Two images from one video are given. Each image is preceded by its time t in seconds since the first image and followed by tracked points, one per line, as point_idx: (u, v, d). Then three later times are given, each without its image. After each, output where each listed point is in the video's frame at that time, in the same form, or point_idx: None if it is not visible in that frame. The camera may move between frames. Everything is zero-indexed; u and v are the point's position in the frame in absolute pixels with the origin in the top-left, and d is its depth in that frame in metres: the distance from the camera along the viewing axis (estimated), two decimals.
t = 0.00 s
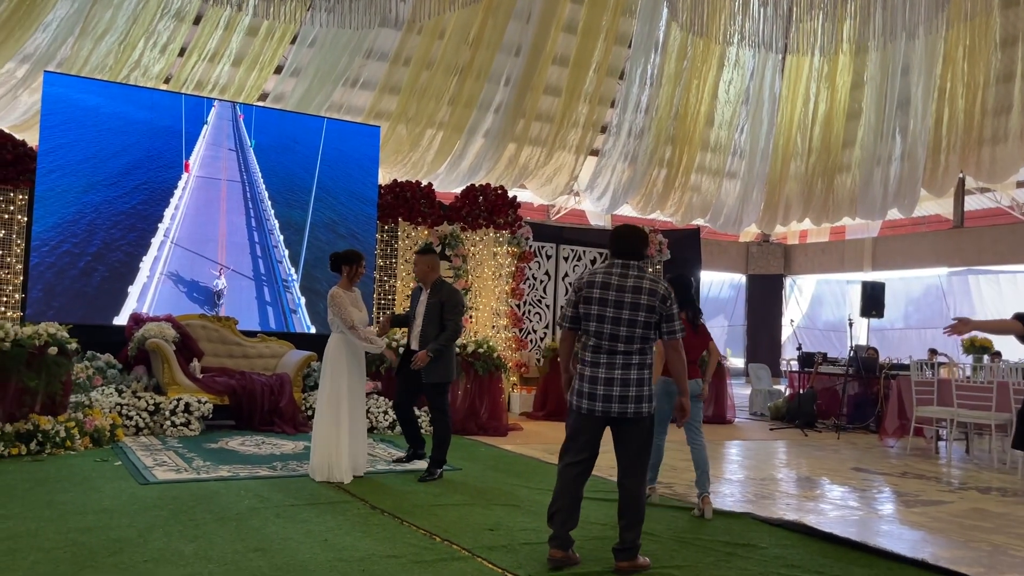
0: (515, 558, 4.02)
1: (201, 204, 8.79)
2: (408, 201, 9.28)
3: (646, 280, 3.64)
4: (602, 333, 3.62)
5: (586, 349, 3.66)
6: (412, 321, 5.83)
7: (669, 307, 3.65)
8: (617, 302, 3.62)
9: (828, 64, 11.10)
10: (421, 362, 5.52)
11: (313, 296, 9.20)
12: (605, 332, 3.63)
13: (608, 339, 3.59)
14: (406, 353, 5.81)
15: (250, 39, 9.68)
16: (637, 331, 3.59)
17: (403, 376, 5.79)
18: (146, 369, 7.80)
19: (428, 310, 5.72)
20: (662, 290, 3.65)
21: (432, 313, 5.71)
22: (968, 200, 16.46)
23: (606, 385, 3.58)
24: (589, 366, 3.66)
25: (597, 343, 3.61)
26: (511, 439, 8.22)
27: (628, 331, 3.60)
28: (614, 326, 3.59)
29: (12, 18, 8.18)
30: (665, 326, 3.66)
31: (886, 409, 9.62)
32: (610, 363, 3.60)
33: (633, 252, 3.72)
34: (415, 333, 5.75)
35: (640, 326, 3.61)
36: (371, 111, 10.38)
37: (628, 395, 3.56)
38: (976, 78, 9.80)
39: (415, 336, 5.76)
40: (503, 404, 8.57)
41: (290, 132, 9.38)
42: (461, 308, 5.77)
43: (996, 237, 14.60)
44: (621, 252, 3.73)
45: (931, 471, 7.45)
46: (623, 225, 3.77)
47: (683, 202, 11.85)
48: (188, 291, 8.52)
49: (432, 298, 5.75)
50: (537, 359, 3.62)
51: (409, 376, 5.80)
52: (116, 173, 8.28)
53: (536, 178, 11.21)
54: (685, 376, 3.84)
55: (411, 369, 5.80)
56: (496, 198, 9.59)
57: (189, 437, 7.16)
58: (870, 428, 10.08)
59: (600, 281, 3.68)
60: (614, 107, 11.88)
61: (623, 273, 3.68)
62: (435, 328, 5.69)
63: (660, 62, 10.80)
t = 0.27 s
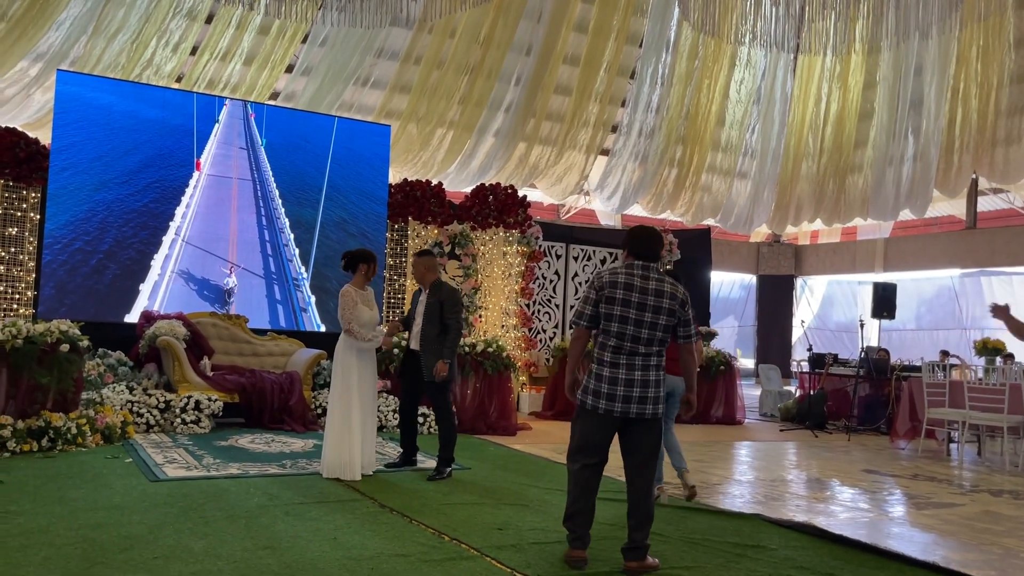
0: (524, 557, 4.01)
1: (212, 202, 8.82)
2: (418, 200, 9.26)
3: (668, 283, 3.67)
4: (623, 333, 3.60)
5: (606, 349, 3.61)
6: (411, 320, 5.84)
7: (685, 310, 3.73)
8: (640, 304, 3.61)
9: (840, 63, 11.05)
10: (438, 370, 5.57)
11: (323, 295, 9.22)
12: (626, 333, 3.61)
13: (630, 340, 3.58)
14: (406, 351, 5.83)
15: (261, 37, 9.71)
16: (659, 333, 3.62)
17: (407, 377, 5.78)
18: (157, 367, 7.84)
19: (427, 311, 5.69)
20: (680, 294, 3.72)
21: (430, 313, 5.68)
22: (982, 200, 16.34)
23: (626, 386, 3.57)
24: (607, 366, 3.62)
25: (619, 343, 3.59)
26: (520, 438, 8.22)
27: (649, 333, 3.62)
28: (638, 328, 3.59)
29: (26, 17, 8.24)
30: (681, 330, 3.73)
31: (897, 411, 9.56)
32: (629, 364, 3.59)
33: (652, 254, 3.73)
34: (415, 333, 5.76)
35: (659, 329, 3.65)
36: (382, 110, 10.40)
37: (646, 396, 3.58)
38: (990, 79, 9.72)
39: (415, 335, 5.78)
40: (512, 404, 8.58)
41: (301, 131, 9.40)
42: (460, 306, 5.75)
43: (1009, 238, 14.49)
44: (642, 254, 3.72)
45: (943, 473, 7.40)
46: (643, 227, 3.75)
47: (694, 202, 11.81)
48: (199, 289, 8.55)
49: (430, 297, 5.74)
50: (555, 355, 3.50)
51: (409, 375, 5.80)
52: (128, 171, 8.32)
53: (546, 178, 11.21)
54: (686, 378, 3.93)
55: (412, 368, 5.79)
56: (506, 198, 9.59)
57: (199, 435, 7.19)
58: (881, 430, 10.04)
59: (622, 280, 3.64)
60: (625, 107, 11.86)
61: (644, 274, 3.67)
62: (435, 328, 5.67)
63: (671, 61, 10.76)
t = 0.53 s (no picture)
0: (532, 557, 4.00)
1: (221, 202, 8.85)
2: (426, 199, 9.32)
3: (661, 282, 3.70)
4: (621, 334, 3.62)
5: (603, 351, 3.62)
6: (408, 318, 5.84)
7: (677, 309, 3.78)
8: (636, 304, 3.63)
9: (850, 63, 10.99)
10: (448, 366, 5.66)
11: (332, 294, 9.24)
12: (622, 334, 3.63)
13: (628, 341, 3.60)
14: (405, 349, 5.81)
15: (271, 37, 9.73)
16: (655, 333, 3.66)
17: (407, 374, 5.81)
18: (166, 365, 7.87)
19: (426, 308, 5.75)
20: (672, 293, 3.76)
21: (430, 310, 5.74)
22: (992, 201, 16.26)
23: (625, 387, 3.59)
24: (604, 368, 3.63)
25: (617, 345, 3.60)
26: (527, 438, 8.22)
27: (646, 333, 3.65)
28: (635, 328, 3.61)
29: (37, 16, 8.28)
30: (674, 328, 3.78)
31: (906, 412, 9.52)
32: (627, 365, 3.62)
33: (643, 254, 3.75)
34: (415, 330, 5.76)
35: (654, 327, 3.68)
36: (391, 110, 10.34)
37: (644, 396, 3.61)
38: (1001, 79, 9.68)
39: (414, 333, 5.77)
40: (519, 403, 8.58)
41: (310, 130, 9.42)
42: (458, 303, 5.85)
43: (1020, 239, 14.41)
44: (634, 254, 3.73)
45: (952, 475, 7.37)
46: (634, 228, 3.76)
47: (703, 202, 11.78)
48: (208, 288, 8.57)
49: (429, 295, 5.79)
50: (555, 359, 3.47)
51: (410, 372, 5.82)
52: (137, 170, 8.35)
53: (555, 177, 11.19)
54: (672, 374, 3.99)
55: (413, 365, 5.82)
56: (514, 198, 9.59)
57: (208, 433, 7.22)
58: (889, 432, 10.00)
59: (617, 282, 3.65)
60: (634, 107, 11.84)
61: (637, 274, 3.70)
62: (435, 324, 5.73)
63: (681, 61, 10.74)
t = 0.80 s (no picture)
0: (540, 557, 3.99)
1: (230, 201, 8.87)
2: (434, 199, 9.36)
3: (635, 280, 3.77)
4: (598, 335, 3.69)
5: (582, 352, 3.69)
6: (412, 318, 5.81)
7: (653, 304, 3.84)
8: (611, 304, 3.70)
9: (859, 63, 10.94)
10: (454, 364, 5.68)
11: (339, 293, 9.25)
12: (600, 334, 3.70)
13: (606, 341, 3.67)
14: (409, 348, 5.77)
15: (279, 37, 9.75)
16: (632, 331, 3.73)
17: (411, 375, 5.78)
18: (174, 364, 7.89)
19: (434, 307, 5.77)
20: (647, 289, 3.82)
21: (439, 309, 5.77)
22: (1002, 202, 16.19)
23: (604, 386, 3.67)
24: (584, 367, 3.70)
25: (595, 344, 3.68)
26: (534, 438, 8.21)
27: (622, 332, 3.72)
28: (611, 328, 3.68)
29: (47, 15, 8.30)
30: (651, 323, 3.84)
31: (915, 414, 9.48)
32: (606, 363, 3.69)
33: (615, 253, 3.80)
34: (421, 330, 5.75)
35: (632, 325, 3.74)
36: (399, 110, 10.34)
37: (622, 394, 3.69)
38: (1011, 79, 9.65)
39: (420, 332, 5.76)
40: (526, 403, 8.58)
41: (318, 130, 9.43)
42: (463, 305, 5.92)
43: None
44: (606, 254, 3.79)
45: (961, 477, 7.33)
46: (606, 228, 3.82)
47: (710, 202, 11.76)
48: (216, 287, 8.59)
49: (436, 295, 5.83)
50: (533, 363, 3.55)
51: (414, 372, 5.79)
52: (146, 170, 8.38)
53: (562, 177, 11.18)
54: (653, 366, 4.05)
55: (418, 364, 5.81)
56: (522, 198, 9.62)
57: (215, 431, 7.24)
58: (898, 433, 9.95)
59: (592, 283, 3.71)
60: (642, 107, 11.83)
61: (611, 274, 3.76)
62: (445, 323, 5.77)
63: (689, 61, 10.71)
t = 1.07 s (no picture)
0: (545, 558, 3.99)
1: (237, 201, 8.90)
2: (440, 199, 9.32)
3: (621, 277, 3.80)
4: (589, 333, 3.71)
5: (574, 352, 3.70)
6: (421, 319, 5.91)
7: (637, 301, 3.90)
8: (600, 303, 3.72)
9: (867, 63, 10.91)
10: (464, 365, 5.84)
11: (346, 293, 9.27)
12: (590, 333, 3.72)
13: (598, 338, 3.70)
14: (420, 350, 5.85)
15: (287, 37, 9.78)
16: (620, 329, 3.77)
17: (419, 375, 5.85)
18: (182, 363, 7.92)
19: (445, 309, 5.92)
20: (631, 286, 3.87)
21: (450, 311, 5.93)
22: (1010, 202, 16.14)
23: (597, 384, 3.69)
24: (576, 365, 3.72)
25: (588, 342, 3.69)
26: (541, 438, 8.21)
27: (611, 330, 3.75)
28: (602, 326, 3.71)
29: (57, 15, 8.33)
30: (635, 319, 3.89)
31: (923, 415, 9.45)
32: (598, 361, 3.72)
33: (598, 253, 3.83)
34: (433, 332, 5.87)
35: (620, 322, 3.78)
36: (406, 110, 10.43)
37: (614, 390, 3.74)
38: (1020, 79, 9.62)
39: (431, 334, 5.88)
40: (533, 403, 8.57)
41: (326, 130, 9.46)
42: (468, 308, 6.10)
43: None
44: (591, 253, 3.81)
45: (969, 478, 7.30)
46: (589, 227, 3.83)
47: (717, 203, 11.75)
48: (224, 286, 8.62)
49: (446, 297, 5.98)
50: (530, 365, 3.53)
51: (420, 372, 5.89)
52: (154, 169, 8.41)
53: (569, 177, 11.17)
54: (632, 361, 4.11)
55: (424, 365, 5.90)
56: (529, 198, 9.61)
57: (223, 430, 7.26)
58: (905, 434, 9.92)
59: (581, 283, 3.72)
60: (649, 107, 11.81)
61: (598, 272, 3.78)
62: (455, 325, 5.93)
63: (696, 61, 10.69)
